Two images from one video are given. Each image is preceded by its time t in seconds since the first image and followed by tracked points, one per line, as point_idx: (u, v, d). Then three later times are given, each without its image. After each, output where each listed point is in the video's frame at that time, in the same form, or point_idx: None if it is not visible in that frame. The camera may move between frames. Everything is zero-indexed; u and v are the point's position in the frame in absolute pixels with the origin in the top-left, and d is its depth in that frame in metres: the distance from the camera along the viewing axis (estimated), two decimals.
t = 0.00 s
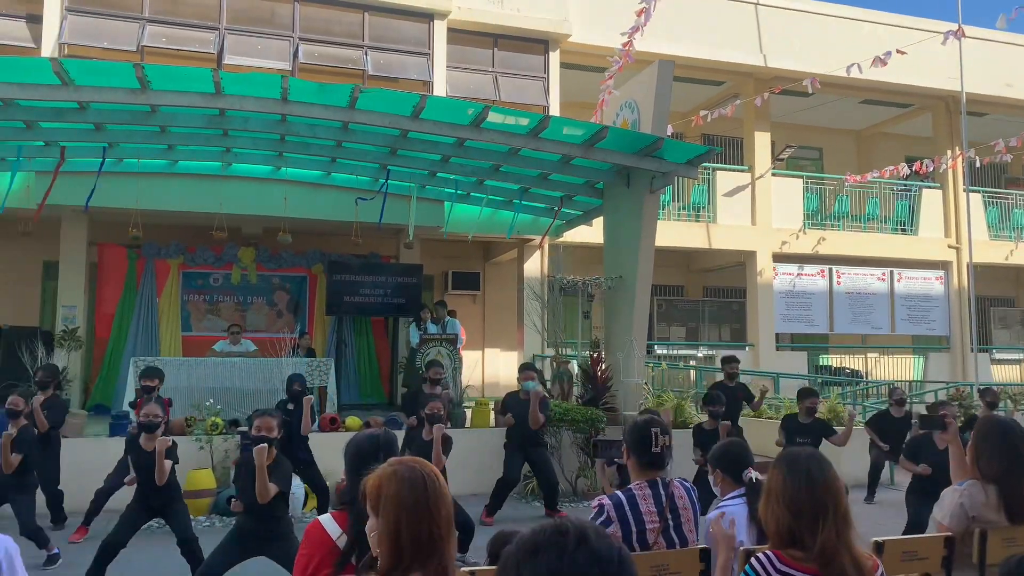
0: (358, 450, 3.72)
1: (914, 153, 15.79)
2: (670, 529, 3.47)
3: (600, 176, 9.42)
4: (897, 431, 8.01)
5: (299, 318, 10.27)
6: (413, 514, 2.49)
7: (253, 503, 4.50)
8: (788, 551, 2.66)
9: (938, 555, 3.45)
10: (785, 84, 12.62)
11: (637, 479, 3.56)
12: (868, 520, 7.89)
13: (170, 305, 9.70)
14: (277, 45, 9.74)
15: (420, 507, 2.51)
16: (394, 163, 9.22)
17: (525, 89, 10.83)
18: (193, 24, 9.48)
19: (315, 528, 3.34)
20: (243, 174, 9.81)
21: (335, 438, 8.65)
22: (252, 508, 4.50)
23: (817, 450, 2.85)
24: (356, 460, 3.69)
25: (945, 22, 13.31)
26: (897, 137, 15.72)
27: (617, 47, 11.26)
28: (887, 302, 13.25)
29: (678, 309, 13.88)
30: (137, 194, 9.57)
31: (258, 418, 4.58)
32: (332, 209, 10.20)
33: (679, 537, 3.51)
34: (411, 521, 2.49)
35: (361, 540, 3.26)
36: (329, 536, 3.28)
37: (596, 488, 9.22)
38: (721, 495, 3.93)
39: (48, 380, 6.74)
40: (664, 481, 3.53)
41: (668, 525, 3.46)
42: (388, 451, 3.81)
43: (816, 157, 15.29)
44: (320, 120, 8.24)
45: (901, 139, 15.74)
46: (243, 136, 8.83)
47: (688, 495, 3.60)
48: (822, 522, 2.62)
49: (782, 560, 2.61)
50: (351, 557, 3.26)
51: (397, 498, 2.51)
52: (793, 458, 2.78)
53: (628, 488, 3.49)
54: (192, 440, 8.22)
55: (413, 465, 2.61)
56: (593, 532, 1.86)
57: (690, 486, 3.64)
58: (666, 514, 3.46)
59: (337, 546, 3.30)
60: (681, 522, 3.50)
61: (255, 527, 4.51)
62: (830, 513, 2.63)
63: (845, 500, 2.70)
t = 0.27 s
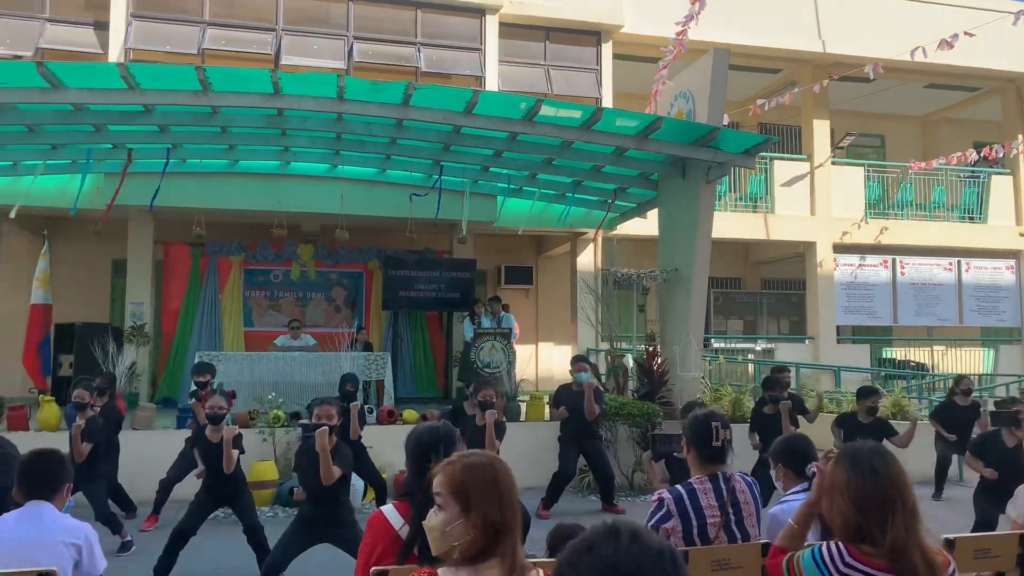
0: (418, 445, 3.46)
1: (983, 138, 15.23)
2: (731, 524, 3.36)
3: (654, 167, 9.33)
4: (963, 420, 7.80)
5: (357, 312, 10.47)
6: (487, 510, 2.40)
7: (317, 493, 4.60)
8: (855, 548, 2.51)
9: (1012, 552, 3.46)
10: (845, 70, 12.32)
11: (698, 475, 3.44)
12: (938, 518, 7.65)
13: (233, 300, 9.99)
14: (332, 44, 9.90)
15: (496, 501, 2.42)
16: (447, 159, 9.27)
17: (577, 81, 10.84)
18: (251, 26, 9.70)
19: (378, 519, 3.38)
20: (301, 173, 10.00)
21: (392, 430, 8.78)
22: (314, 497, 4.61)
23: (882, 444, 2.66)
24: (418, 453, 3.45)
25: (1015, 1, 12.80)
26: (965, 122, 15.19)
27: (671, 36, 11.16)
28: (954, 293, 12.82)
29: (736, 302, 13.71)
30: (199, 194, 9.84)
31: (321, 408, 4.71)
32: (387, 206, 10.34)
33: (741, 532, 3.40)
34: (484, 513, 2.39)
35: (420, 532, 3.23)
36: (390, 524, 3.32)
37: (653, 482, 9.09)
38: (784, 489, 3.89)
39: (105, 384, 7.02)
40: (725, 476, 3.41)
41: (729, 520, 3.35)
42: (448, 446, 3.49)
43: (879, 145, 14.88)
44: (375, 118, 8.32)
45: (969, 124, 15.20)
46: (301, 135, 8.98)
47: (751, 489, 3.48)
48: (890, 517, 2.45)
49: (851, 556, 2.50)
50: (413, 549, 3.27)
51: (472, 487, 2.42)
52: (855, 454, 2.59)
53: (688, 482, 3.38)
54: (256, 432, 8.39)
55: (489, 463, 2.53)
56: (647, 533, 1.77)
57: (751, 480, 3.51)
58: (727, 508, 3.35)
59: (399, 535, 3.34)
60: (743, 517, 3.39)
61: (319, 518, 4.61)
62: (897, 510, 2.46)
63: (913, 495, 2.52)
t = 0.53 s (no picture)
0: (479, 438, 3.42)
1: None
2: (796, 518, 3.21)
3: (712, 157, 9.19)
4: None
5: (414, 307, 10.68)
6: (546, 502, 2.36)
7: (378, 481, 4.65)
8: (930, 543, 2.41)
9: None
10: (911, 53, 11.97)
11: (760, 468, 3.29)
12: (1015, 515, 7.38)
13: (295, 295, 10.28)
14: (388, 42, 10.05)
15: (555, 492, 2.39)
16: (502, 153, 9.29)
17: (633, 71, 10.85)
18: (308, 26, 9.89)
19: (440, 510, 3.27)
20: (359, 170, 10.17)
21: (451, 423, 8.83)
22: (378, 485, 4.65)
23: (957, 436, 2.54)
24: (477, 446, 3.43)
25: None
26: None
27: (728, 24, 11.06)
28: None
29: (797, 294, 13.47)
30: (261, 192, 10.08)
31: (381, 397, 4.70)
32: (443, 200, 10.45)
33: (806, 527, 3.25)
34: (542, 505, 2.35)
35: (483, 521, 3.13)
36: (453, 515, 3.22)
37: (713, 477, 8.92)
38: (851, 485, 3.75)
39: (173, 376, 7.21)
40: (789, 470, 3.24)
41: (795, 514, 3.20)
42: (508, 440, 3.48)
43: (947, 130, 14.39)
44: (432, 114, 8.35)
45: None
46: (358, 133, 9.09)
47: (816, 483, 3.33)
48: (967, 511, 2.35)
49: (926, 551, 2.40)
50: (475, 540, 3.17)
51: (529, 480, 2.38)
52: (931, 447, 2.47)
53: (751, 475, 3.24)
54: (319, 424, 8.53)
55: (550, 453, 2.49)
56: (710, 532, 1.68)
57: (816, 475, 3.36)
58: (792, 503, 3.19)
59: (461, 527, 3.24)
60: (808, 512, 3.23)
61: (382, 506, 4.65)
62: (974, 504, 2.35)
63: (990, 488, 2.41)
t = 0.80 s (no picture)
0: (544, 431, 3.28)
1: None
2: (872, 515, 3.06)
3: (778, 145, 8.98)
4: None
5: (476, 301, 11.04)
6: (609, 496, 2.29)
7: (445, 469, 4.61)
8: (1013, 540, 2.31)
9: None
10: (989, 33, 11.46)
11: (833, 464, 3.17)
12: None
13: (360, 290, 10.80)
14: (448, 38, 10.20)
15: (619, 487, 2.30)
16: (563, 146, 9.25)
17: (696, 59, 10.89)
18: (370, 25, 10.08)
19: (508, 502, 3.20)
20: (420, 166, 10.32)
21: (515, 416, 8.86)
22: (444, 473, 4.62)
23: None
24: (544, 439, 3.28)
25: None
26: None
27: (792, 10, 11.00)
28: None
29: (868, 285, 13.12)
30: (326, 190, 10.32)
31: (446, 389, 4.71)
32: (504, 194, 10.54)
33: (882, 524, 3.08)
34: (604, 499, 2.28)
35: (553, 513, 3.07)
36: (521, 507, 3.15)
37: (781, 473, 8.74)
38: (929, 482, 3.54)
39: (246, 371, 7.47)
40: (863, 464, 3.10)
41: (870, 511, 3.05)
42: (574, 433, 3.32)
43: None
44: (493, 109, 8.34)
45: None
46: (420, 130, 9.17)
47: (893, 480, 3.14)
48: None
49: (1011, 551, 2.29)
50: (543, 532, 3.11)
51: (591, 474, 2.32)
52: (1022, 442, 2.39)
53: (824, 470, 3.10)
54: (385, 417, 8.68)
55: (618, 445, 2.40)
56: (780, 528, 1.58)
57: (893, 471, 3.17)
58: (868, 499, 3.04)
59: (530, 519, 3.16)
60: (885, 508, 3.06)
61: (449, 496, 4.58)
62: None
63: None
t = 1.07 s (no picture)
0: (618, 426, 3.07)
1: None
2: (960, 514, 2.91)
3: (854, 133, 8.66)
4: None
5: (542, 296, 11.14)
6: (679, 495, 2.17)
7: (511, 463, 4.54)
8: None
9: None
10: None
11: (917, 461, 3.04)
12: None
13: (427, 286, 11.06)
14: (514, 34, 10.36)
15: (690, 489, 2.16)
16: (629, 139, 9.17)
17: (766, 47, 10.69)
18: (437, 24, 10.35)
19: (581, 497, 3.11)
20: (487, 162, 10.44)
21: (583, 411, 8.79)
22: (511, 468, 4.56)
23: None
24: (616, 436, 3.08)
25: None
26: None
27: None
28: None
29: (951, 277, 12.58)
30: (395, 188, 10.54)
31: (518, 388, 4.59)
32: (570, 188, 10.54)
33: (971, 524, 2.94)
34: (671, 497, 2.18)
35: (628, 507, 2.94)
36: (595, 502, 3.04)
37: (859, 471, 8.44)
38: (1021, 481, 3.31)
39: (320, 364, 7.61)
40: (951, 463, 2.98)
41: (959, 510, 2.91)
42: (649, 427, 3.09)
43: None
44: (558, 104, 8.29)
45: None
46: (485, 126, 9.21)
47: (983, 479, 2.99)
48: None
49: None
50: (617, 526, 2.98)
51: (661, 472, 2.21)
52: None
53: (908, 468, 2.98)
54: (454, 411, 8.70)
55: (700, 443, 2.25)
56: (857, 525, 1.53)
57: (983, 468, 3.02)
58: (955, 498, 2.90)
59: (602, 514, 3.05)
60: (974, 507, 2.92)
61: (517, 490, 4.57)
62: None
63: None
